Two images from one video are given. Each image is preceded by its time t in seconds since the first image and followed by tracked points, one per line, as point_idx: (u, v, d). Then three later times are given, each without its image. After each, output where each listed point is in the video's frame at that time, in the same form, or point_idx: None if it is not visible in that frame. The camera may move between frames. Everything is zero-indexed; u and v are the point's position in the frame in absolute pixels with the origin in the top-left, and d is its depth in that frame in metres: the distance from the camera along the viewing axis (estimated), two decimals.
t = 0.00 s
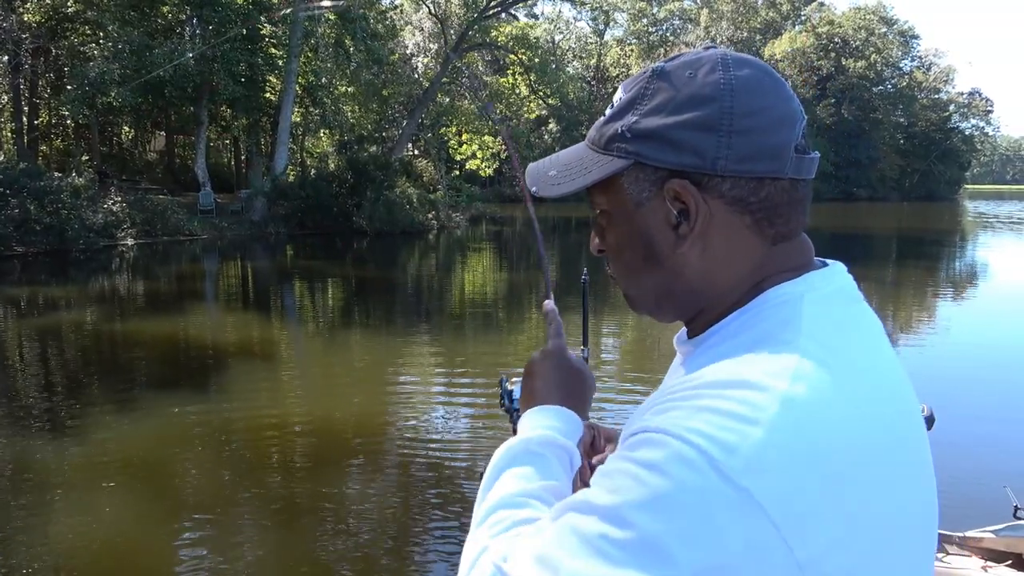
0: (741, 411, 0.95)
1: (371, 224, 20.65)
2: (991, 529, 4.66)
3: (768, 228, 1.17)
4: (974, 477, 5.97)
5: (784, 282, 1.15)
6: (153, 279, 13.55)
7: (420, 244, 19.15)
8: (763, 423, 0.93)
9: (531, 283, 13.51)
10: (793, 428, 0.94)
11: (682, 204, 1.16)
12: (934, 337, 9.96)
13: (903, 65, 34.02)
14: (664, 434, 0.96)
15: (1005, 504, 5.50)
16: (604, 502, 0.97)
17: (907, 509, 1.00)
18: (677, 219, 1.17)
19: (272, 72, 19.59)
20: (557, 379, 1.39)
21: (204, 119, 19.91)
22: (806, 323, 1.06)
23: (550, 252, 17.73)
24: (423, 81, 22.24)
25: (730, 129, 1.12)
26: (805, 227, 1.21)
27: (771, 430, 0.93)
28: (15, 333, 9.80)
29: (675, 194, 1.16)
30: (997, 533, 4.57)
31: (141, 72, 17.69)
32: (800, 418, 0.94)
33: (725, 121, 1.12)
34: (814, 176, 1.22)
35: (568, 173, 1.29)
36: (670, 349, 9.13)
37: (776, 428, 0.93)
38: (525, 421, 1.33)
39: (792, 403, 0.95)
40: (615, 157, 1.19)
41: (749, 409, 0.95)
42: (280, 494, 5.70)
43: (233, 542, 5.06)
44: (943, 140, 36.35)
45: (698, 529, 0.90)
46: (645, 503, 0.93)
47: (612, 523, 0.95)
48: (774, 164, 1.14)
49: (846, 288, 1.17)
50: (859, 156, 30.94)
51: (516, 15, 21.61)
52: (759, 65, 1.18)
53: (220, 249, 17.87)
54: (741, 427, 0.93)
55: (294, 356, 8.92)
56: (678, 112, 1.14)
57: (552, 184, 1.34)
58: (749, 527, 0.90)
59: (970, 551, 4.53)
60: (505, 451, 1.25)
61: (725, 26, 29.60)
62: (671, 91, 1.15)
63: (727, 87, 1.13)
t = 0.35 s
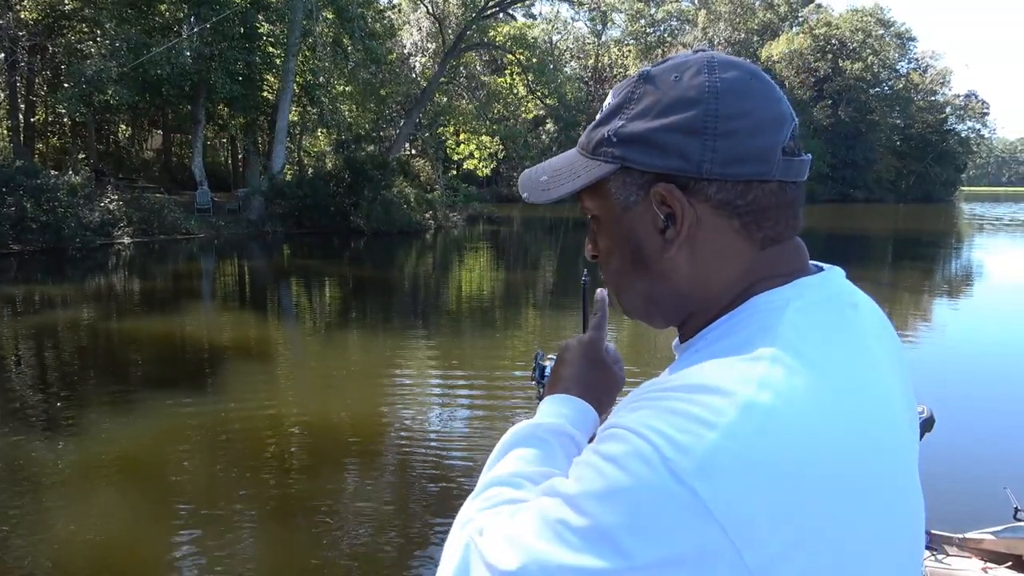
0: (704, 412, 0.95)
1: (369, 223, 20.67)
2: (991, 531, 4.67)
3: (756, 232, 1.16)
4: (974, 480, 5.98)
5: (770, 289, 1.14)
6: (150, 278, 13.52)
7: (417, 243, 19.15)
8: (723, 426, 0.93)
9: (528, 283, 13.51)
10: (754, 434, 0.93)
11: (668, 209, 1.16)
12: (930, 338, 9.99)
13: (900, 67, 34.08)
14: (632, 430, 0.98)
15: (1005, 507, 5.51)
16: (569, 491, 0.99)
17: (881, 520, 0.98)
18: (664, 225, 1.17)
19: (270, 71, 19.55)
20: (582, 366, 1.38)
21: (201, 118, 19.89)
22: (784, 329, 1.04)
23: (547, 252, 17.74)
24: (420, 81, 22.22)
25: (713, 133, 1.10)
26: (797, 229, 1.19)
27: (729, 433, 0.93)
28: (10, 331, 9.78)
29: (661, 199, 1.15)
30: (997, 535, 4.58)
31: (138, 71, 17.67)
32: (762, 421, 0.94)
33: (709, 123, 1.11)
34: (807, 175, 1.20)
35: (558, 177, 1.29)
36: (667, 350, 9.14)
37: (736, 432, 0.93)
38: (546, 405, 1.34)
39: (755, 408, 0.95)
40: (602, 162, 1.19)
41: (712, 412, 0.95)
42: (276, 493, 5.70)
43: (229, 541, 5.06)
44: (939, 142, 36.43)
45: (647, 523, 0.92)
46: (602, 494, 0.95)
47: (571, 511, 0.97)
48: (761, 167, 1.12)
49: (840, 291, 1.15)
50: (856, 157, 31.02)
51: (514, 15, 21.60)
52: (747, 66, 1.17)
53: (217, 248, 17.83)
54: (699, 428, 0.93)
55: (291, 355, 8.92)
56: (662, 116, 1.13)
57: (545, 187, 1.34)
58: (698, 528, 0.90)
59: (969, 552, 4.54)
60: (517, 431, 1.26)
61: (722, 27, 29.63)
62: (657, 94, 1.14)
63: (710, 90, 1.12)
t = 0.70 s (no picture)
0: (701, 420, 0.94)
1: (365, 224, 20.67)
2: (992, 529, 4.69)
3: (748, 232, 1.15)
4: (974, 478, 5.99)
5: (763, 289, 1.13)
6: (146, 279, 13.49)
7: (413, 244, 19.15)
8: (722, 435, 0.92)
9: (526, 283, 13.50)
10: (753, 444, 0.92)
11: (658, 210, 1.15)
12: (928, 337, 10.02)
13: (895, 66, 34.15)
14: (631, 440, 0.96)
15: (1006, 505, 5.53)
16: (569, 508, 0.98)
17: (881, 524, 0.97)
18: (654, 226, 1.16)
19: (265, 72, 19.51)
20: (561, 379, 1.39)
21: (196, 119, 19.85)
22: (778, 332, 1.03)
23: (544, 252, 17.73)
24: (416, 81, 22.19)
25: (703, 133, 1.09)
26: (791, 229, 1.18)
27: (730, 442, 0.91)
28: (6, 333, 9.74)
29: (650, 200, 1.15)
30: (998, 533, 4.60)
31: (133, 72, 17.63)
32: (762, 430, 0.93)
33: (697, 124, 1.10)
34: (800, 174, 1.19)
35: (548, 179, 1.28)
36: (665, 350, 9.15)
37: (736, 441, 0.91)
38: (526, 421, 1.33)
39: (755, 414, 0.94)
40: (591, 163, 1.18)
41: (710, 420, 0.93)
42: (273, 494, 5.68)
43: (226, 542, 5.04)
44: (934, 140, 36.49)
45: (649, 537, 0.90)
46: (603, 510, 0.93)
47: (573, 528, 0.96)
48: (751, 167, 1.11)
49: (837, 293, 1.14)
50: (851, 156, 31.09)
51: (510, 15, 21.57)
52: (738, 65, 1.16)
53: (213, 249, 17.79)
54: (697, 438, 0.92)
55: (287, 356, 8.90)
56: (651, 116, 1.12)
57: (532, 189, 1.34)
58: (702, 542, 0.89)
59: (970, 550, 4.56)
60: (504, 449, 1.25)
61: (717, 27, 29.66)
62: (645, 94, 1.14)
63: (700, 90, 1.11)
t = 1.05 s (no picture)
0: (717, 396, 0.94)
1: (362, 224, 20.69)
2: (992, 528, 4.69)
3: (744, 227, 1.15)
4: (974, 477, 6.00)
5: (764, 278, 1.13)
6: (143, 279, 13.46)
7: (410, 244, 19.14)
8: (741, 410, 0.92)
9: (523, 282, 13.50)
10: (774, 416, 0.93)
11: (656, 208, 1.14)
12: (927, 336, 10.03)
13: (891, 66, 34.20)
14: (648, 429, 0.96)
15: (1006, 504, 5.53)
16: (592, 509, 0.96)
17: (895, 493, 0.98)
18: (652, 224, 1.16)
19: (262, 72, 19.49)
20: (525, 402, 1.39)
21: (193, 119, 19.83)
22: (786, 316, 1.04)
23: (541, 252, 17.71)
24: (413, 81, 22.16)
25: (697, 131, 1.09)
26: (784, 224, 1.18)
27: (752, 416, 0.92)
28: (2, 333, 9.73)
29: (647, 199, 1.14)
30: (998, 532, 4.61)
31: (130, 72, 17.60)
32: (781, 403, 0.94)
33: (692, 123, 1.10)
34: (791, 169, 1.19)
35: (545, 183, 1.27)
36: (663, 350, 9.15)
37: (757, 414, 0.92)
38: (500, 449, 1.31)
39: (772, 386, 0.95)
40: (588, 165, 1.17)
41: (727, 395, 0.94)
42: (270, 494, 5.68)
43: (223, 542, 5.04)
44: (930, 140, 36.56)
45: (683, 524, 0.89)
46: (631, 501, 0.92)
47: (598, 530, 0.94)
48: (744, 163, 1.11)
49: (834, 285, 1.15)
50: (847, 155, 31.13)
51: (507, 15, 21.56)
52: (729, 65, 1.15)
53: (209, 250, 17.76)
54: (717, 414, 0.92)
55: (284, 356, 8.90)
56: (646, 116, 1.12)
57: (531, 192, 1.32)
58: (738, 518, 0.89)
59: (971, 550, 4.57)
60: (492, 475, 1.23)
61: (714, 27, 29.68)
62: (639, 95, 1.13)
63: (693, 89, 1.11)
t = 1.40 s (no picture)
0: (739, 377, 0.95)
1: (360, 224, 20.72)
2: (992, 528, 4.72)
3: (736, 223, 1.15)
4: (974, 478, 6.01)
5: (761, 269, 1.13)
6: (139, 280, 13.43)
7: (407, 244, 19.14)
8: (768, 387, 0.93)
9: (521, 283, 13.49)
10: (802, 389, 0.94)
11: (651, 207, 1.14)
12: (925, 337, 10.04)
13: (887, 66, 34.26)
14: (678, 422, 0.96)
15: (1005, 504, 5.55)
16: (636, 512, 0.96)
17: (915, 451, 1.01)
18: (648, 223, 1.16)
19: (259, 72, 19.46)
20: (496, 435, 1.40)
21: (189, 119, 19.79)
22: (790, 299, 1.05)
23: (538, 252, 17.70)
24: (410, 81, 22.14)
25: (687, 131, 1.10)
26: (777, 220, 1.19)
27: (780, 395, 0.93)
28: None
29: (642, 198, 1.14)
30: (999, 532, 4.62)
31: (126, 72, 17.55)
32: (804, 378, 0.95)
33: (681, 124, 1.10)
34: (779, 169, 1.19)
35: (544, 190, 1.27)
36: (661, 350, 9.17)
37: (785, 390, 0.94)
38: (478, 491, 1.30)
39: (794, 363, 0.96)
40: (585, 169, 1.18)
41: (749, 375, 0.95)
42: (268, 494, 5.70)
43: (220, 541, 5.06)
44: (926, 141, 36.64)
45: (727, 510, 0.90)
46: (675, 498, 0.92)
47: (647, 535, 0.94)
48: (734, 161, 1.11)
49: (824, 275, 1.14)
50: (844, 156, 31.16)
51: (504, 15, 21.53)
52: (716, 71, 1.16)
53: (206, 249, 17.73)
54: (743, 398, 0.93)
55: (280, 356, 8.90)
56: (637, 121, 1.12)
57: (532, 201, 1.32)
58: (786, 495, 0.90)
59: (971, 550, 4.59)
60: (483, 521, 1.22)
61: (711, 27, 29.66)
62: (629, 102, 1.14)
63: (682, 93, 1.11)
